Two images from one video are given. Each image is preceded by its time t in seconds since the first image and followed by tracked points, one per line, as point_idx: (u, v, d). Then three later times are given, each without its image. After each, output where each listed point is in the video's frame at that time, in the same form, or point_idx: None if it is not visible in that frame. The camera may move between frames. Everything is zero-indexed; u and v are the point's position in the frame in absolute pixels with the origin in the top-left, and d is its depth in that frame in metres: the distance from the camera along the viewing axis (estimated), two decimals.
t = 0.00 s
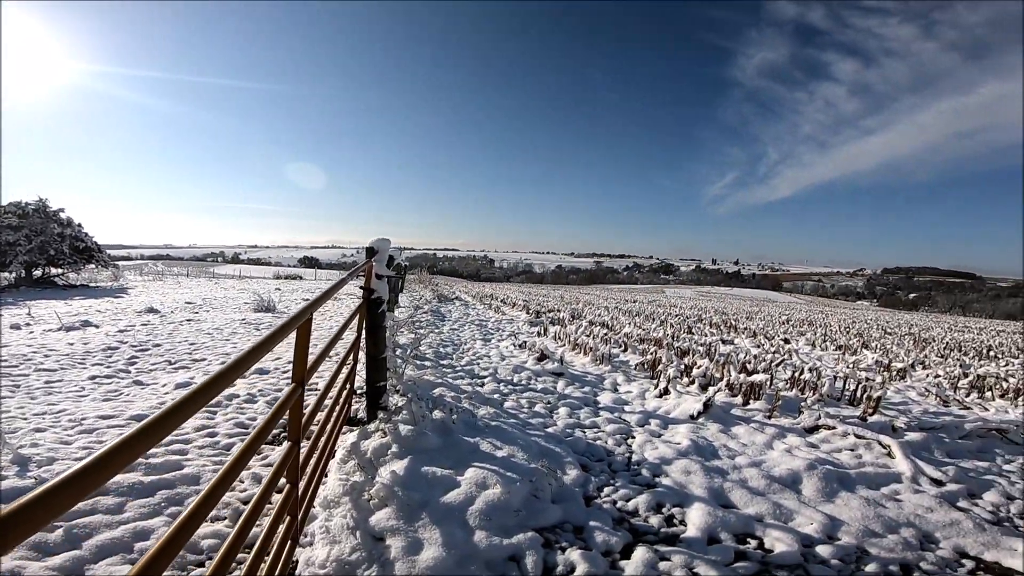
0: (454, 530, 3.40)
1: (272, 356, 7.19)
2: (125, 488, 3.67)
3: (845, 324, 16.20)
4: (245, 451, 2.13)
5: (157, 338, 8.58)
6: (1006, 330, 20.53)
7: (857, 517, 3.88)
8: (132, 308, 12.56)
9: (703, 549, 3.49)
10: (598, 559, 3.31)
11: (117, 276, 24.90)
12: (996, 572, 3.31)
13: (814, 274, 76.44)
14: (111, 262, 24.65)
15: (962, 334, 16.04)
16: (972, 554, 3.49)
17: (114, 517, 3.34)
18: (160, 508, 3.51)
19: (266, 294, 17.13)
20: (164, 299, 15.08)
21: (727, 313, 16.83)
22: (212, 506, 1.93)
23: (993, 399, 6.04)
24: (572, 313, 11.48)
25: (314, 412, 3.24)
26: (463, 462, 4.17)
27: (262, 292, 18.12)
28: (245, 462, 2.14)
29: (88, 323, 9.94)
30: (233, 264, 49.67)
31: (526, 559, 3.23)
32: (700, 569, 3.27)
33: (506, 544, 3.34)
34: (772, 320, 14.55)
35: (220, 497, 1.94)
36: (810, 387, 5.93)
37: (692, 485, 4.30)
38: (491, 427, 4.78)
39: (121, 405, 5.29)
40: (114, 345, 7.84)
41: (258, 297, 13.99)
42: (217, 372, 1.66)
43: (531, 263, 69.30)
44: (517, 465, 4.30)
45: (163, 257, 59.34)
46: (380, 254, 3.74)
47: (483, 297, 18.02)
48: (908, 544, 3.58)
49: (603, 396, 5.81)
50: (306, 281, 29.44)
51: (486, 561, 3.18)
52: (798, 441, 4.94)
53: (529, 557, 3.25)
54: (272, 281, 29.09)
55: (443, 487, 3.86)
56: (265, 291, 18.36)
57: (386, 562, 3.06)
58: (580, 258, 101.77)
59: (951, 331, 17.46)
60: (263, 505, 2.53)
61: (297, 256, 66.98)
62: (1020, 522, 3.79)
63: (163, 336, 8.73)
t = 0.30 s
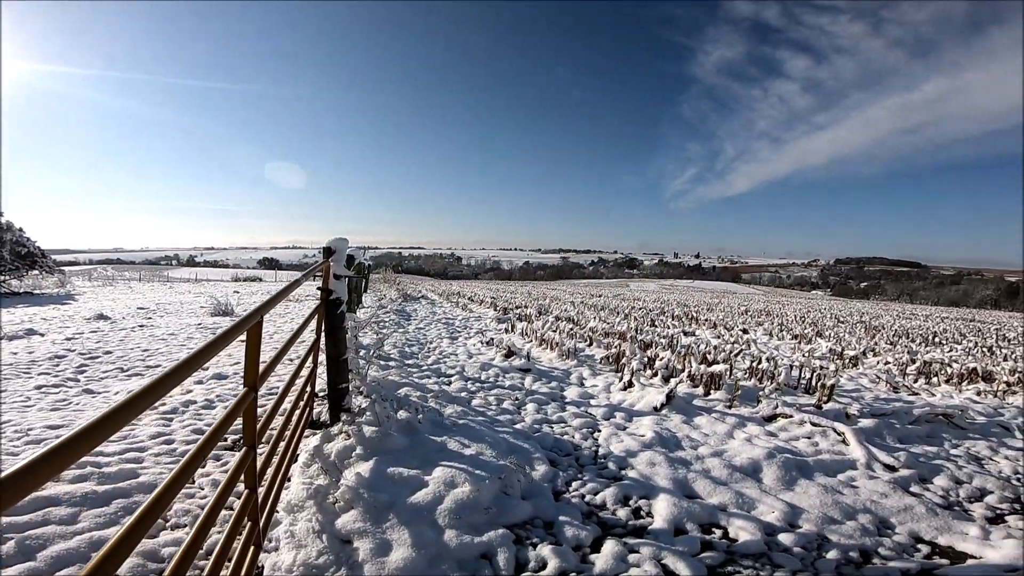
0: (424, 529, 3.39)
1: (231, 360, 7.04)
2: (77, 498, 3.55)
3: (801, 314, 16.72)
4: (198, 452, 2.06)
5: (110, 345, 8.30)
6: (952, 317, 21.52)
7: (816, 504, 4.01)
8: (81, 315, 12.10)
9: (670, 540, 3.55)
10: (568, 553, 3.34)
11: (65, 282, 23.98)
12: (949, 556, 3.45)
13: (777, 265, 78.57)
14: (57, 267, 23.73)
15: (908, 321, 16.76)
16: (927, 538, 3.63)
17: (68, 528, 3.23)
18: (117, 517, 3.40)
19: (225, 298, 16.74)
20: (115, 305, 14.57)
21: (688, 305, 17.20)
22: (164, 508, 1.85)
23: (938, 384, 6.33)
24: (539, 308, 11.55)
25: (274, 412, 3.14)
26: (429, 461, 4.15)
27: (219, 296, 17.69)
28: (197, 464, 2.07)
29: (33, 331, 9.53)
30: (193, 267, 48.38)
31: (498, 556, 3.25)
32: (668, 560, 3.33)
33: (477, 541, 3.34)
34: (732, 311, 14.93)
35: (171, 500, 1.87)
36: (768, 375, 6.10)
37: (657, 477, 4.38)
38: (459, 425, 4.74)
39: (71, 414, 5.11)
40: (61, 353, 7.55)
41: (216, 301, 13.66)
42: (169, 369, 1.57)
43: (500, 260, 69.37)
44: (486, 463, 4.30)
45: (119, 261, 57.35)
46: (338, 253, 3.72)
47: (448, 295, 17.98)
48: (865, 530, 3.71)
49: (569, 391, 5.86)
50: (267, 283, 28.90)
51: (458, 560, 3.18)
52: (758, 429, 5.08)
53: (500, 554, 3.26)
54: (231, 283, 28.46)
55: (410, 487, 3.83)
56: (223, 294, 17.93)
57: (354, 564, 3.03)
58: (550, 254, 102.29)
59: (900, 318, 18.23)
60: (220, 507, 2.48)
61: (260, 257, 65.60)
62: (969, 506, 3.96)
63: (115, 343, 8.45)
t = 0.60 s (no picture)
0: (393, 533, 3.36)
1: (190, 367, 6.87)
2: (27, 512, 3.42)
3: (763, 306, 17.15)
4: (142, 461, 1.97)
5: (62, 356, 8.02)
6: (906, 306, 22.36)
7: (780, 495, 4.10)
8: (31, 326, 11.63)
9: (639, 535, 3.59)
10: (540, 552, 3.35)
11: (12, 292, 23.02)
12: (909, 543, 3.54)
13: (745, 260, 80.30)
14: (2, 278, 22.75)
15: (861, 311, 17.38)
16: (887, 526, 3.73)
17: (18, 542, 3.12)
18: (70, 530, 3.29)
19: (185, 305, 16.32)
20: (66, 315, 14.05)
21: (653, 301, 17.49)
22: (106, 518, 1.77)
23: (891, 372, 6.56)
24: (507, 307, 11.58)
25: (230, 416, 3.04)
26: (396, 464, 4.09)
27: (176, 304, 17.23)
28: (140, 473, 1.98)
29: None
30: (154, 274, 47.03)
31: (470, 557, 3.24)
32: (638, 555, 3.37)
33: (448, 543, 3.33)
34: (696, 306, 15.24)
35: (117, 505, 1.80)
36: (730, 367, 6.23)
37: (625, 472, 4.42)
38: (426, 426, 4.69)
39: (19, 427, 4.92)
40: (8, 366, 7.26)
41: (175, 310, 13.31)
42: (105, 376, 1.52)
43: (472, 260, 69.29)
44: (455, 464, 4.26)
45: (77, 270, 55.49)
46: (294, 257, 3.66)
47: (416, 296, 17.92)
48: (828, 519, 3.81)
49: (537, 389, 5.88)
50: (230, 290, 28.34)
51: (429, 562, 3.17)
52: (721, 421, 5.17)
53: (472, 555, 3.26)
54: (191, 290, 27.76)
55: (377, 492, 3.77)
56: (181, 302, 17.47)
57: (321, 570, 2.99)
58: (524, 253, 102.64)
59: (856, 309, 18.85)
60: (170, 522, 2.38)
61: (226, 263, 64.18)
62: (925, 492, 4.09)
63: (65, 354, 8.16)
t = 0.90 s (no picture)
0: (354, 542, 3.28)
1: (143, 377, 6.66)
2: None
3: (723, 305, 17.57)
4: (69, 477, 1.90)
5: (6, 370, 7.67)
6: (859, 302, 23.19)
7: (739, 491, 4.17)
8: None
9: (604, 536, 3.60)
10: (507, 556, 3.33)
11: None
12: (865, 535, 3.62)
13: (712, 260, 82.04)
14: None
15: (815, 307, 18.02)
16: (844, 519, 3.82)
17: None
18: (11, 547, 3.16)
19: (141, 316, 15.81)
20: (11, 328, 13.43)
21: (617, 302, 17.76)
22: (26, 537, 1.68)
23: (842, 367, 6.78)
24: (472, 312, 11.59)
25: (177, 425, 2.92)
26: (357, 473, 3.98)
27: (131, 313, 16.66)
28: (66, 490, 1.90)
29: None
30: (114, 284, 45.54)
31: (435, 564, 3.20)
32: (605, 556, 3.37)
33: (413, 551, 3.28)
34: (657, 306, 15.52)
35: (36, 527, 1.71)
36: (689, 365, 6.34)
37: (589, 473, 4.43)
38: (387, 433, 4.60)
39: None
40: None
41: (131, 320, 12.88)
42: (20, 388, 1.42)
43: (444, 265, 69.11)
44: (418, 470, 4.16)
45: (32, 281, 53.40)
46: (244, 264, 3.61)
47: (383, 302, 17.82)
48: (787, 514, 3.88)
49: (502, 393, 5.87)
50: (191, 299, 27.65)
51: (393, 570, 3.11)
52: (681, 419, 5.26)
53: (438, 562, 3.22)
54: (149, 299, 26.98)
55: (337, 500, 3.66)
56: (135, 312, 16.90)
57: None
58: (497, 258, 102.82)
59: (811, 306, 19.45)
60: (105, 538, 2.27)
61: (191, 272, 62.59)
62: (877, 484, 4.19)
63: (9, 369, 7.80)
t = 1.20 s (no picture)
0: (308, 550, 3.18)
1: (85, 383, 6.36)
2: None
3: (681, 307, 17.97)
4: None
5: None
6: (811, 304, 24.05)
7: (696, 491, 4.22)
8: None
9: (566, 539, 3.59)
10: (470, 561, 3.29)
11: None
12: (818, 533, 3.70)
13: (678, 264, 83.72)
14: None
15: (768, 309, 18.65)
16: (797, 517, 3.89)
17: None
18: None
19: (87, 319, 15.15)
20: None
21: (579, 304, 17.96)
22: None
23: (792, 367, 6.99)
24: (434, 315, 11.54)
25: (113, 429, 2.76)
26: (310, 479, 3.85)
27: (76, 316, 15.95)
28: None
29: None
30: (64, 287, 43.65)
31: (394, 571, 3.13)
32: (568, 560, 3.36)
33: (370, 558, 3.20)
34: (617, 308, 15.79)
35: None
36: (648, 367, 6.43)
37: (550, 475, 4.41)
38: (343, 438, 4.49)
39: None
40: None
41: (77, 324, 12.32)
42: None
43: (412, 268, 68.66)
44: (374, 476, 4.03)
45: None
46: (188, 266, 3.51)
47: (344, 306, 17.60)
48: (743, 514, 3.94)
49: (463, 397, 5.82)
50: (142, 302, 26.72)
51: None
52: (639, 421, 5.31)
53: (397, 568, 3.15)
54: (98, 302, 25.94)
55: (289, 508, 3.52)
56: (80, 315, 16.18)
57: None
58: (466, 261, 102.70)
59: (765, 308, 20.06)
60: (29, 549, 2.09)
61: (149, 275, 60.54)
62: (828, 482, 4.28)
63: None
